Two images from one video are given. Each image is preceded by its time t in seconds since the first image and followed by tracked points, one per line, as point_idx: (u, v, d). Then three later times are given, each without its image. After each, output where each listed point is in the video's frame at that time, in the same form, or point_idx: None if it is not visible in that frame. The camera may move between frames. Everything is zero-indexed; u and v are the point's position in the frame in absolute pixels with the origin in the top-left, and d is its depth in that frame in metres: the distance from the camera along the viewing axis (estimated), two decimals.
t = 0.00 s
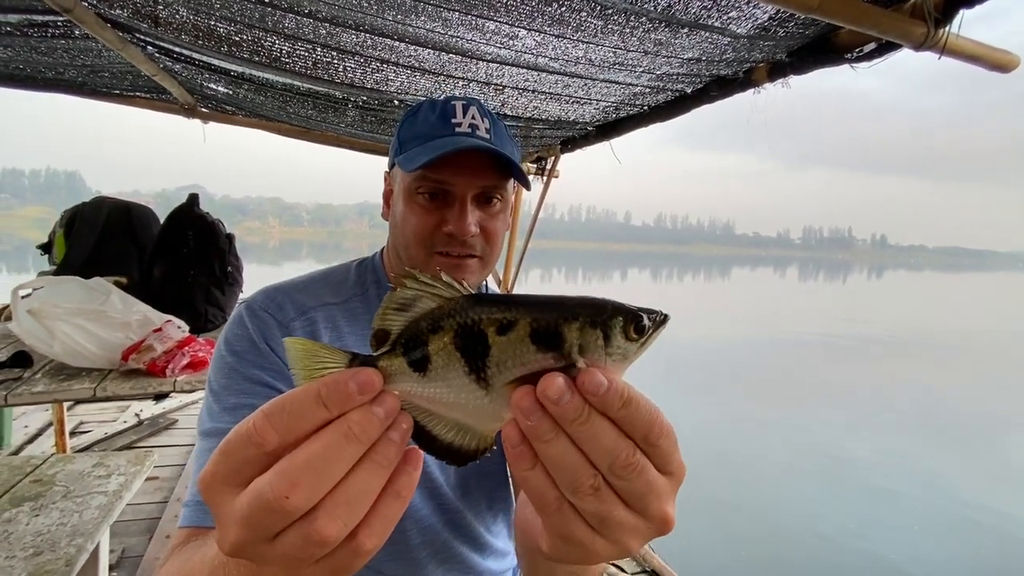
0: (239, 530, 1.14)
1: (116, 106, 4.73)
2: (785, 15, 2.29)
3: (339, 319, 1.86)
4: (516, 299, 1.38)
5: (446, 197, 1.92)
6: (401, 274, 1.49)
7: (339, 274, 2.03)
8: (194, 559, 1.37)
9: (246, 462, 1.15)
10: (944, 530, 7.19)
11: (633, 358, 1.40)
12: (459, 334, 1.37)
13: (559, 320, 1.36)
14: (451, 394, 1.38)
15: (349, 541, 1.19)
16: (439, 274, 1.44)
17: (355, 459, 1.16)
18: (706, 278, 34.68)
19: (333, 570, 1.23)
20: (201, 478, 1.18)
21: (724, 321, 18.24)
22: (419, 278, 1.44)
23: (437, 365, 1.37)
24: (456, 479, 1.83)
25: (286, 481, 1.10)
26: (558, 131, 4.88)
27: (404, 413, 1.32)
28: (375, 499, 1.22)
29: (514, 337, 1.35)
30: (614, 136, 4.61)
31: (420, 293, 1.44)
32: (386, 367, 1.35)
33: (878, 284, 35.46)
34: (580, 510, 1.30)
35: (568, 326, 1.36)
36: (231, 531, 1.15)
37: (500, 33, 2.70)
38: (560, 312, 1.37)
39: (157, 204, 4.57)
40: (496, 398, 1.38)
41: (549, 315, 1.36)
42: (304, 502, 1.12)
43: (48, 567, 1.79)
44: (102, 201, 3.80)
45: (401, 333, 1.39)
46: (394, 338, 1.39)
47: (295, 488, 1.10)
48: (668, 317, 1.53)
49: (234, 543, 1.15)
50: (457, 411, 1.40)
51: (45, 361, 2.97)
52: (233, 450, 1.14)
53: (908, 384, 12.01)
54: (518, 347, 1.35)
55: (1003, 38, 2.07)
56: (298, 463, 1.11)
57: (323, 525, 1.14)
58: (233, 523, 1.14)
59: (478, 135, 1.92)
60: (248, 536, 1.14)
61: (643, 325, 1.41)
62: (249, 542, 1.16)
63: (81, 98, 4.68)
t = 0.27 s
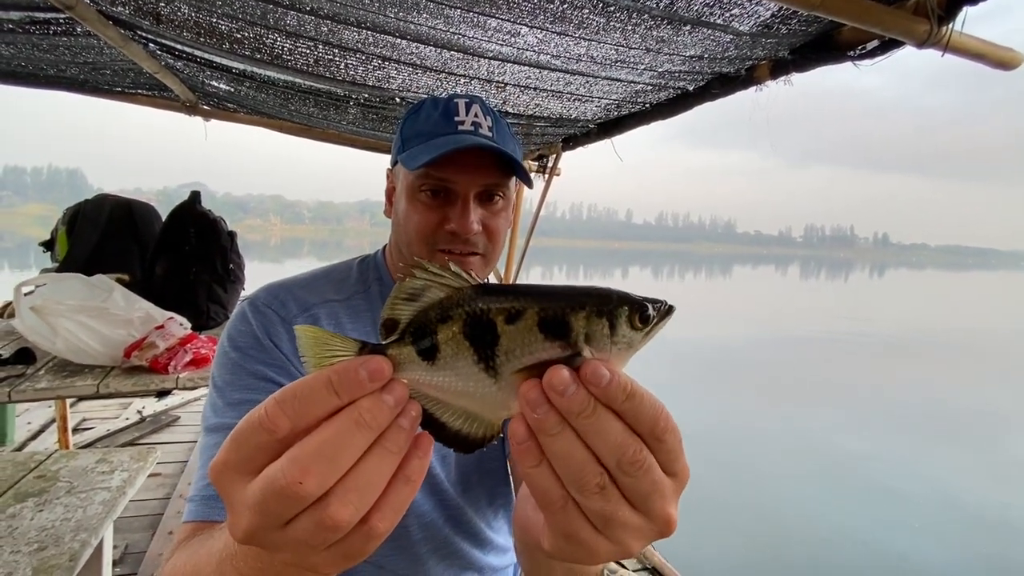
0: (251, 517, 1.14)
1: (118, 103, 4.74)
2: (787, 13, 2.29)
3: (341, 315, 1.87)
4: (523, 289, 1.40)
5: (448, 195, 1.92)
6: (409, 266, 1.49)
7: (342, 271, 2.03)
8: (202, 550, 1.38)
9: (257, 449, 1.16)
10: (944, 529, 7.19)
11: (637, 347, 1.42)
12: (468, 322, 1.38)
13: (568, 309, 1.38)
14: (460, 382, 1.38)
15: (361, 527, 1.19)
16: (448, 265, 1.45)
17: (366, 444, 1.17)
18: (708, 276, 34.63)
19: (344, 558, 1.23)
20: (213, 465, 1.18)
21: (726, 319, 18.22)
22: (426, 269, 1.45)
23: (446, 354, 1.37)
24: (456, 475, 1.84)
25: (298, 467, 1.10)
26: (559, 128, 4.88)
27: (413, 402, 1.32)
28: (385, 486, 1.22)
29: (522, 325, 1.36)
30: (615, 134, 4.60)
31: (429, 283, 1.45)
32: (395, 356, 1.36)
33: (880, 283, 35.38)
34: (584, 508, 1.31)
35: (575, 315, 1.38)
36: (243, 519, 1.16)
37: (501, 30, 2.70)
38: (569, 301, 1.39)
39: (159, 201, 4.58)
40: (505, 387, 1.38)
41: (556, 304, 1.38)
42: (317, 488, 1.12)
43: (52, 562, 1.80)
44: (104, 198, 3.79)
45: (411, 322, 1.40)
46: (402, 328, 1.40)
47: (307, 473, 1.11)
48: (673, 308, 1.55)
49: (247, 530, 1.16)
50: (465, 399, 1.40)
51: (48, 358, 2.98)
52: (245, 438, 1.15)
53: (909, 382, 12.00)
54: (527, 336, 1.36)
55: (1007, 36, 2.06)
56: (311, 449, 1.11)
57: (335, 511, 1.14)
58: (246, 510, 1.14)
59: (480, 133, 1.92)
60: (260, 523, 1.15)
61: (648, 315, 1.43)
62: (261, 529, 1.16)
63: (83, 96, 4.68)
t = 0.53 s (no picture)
0: (248, 513, 1.14)
1: (119, 102, 4.75)
2: (787, 12, 2.29)
3: (339, 315, 1.87)
4: (517, 284, 1.40)
5: (445, 195, 1.92)
6: (404, 263, 1.50)
7: (340, 271, 2.04)
8: (199, 553, 1.38)
9: (254, 446, 1.17)
10: (944, 528, 7.19)
11: (631, 340, 1.45)
12: (463, 318, 1.39)
13: (561, 304, 1.40)
14: (454, 377, 1.39)
15: (356, 523, 1.19)
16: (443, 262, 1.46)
17: (361, 441, 1.17)
18: (709, 276, 34.61)
19: (339, 555, 1.23)
20: (210, 463, 1.18)
21: (727, 319, 18.21)
22: (422, 266, 1.46)
23: (443, 350, 1.38)
24: (454, 475, 1.84)
25: (295, 462, 1.11)
26: (560, 128, 4.88)
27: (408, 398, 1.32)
28: (381, 483, 1.23)
29: (516, 321, 1.37)
30: (616, 133, 4.60)
31: (424, 280, 1.46)
32: (392, 353, 1.36)
33: (881, 282, 35.34)
34: (581, 518, 1.30)
35: (568, 310, 1.40)
36: (240, 516, 1.16)
37: (501, 29, 2.70)
38: (562, 297, 1.40)
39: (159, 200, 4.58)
40: (500, 382, 1.38)
41: (549, 299, 1.40)
42: (313, 483, 1.13)
43: (52, 559, 1.81)
44: (105, 197, 3.80)
45: (406, 319, 1.41)
46: (399, 324, 1.40)
47: (304, 469, 1.11)
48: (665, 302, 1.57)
49: (243, 527, 1.16)
50: (461, 396, 1.40)
51: (49, 356, 2.99)
52: (242, 434, 1.15)
53: (910, 382, 11.99)
54: (520, 330, 1.37)
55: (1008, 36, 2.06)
56: (307, 446, 1.12)
57: (331, 506, 1.15)
58: (242, 506, 1.14)
59: (477, 133, 1.92)
60: (257, 520, 1.15)
61: (640, 309, 1.46)
62: (257, 526, 1.16)
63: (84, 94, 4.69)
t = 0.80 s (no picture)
0: (248, 509, 1.14)
1: (120, 102, 4.75)
2: (788, 12, 2.29)
3: (339, 315, 1.87)
4: (517, 280, 1.41)
5: (445, 195, 1.92)
6: (405, 261, 1.50)
7: (340, 271, 2.04)
8: (200, 550, 1.38)
9: (255, 442, 1.17)
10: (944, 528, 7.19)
11: (630, 335, 1.44)
12: (463, 315, 1.38)
13: (560, 299, 1.40)
14: (453, 374, 1.38)
15: (355, 519, 1.19)
16: (444, 258, 1.46)
17: (362, 436, 1.17)
18: (709, 276, 34.62)
19: (339, 551, 1.23)
20: (211, 460, 1.18)
21: (727, 319, 18.22)
22: (422, 263, 1.46)
23: (442, 346, 1.38)
24: (453, 475, 1.84)
25: (295, 457, 1.11)
26: (560, 127, 4.88)
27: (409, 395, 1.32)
28: (381, 479, 1.23)
29: (516, 315, 1.38)
30: (616, 133, 4.60)
31: (425, 277, 1.46)
32: (392, 349, 1.36)
33: (881, 282, 35.34)
34: (580, 511, 1.31)
35: (567, 305, 1.40)
36: (239, 512, 1.16)
37: (502, 29, 2.70)
38: (561, 292, 1.40)
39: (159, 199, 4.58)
40: (500, 378, 1.38)
41: (548, 295, 1.40)
42: (314, 478, 1.13)
43: (51, 559, 1.81)
44: (105, 197, 3.80)
45: (406, 315, 1.41)
46: (399, 321, 1.40)
47: (305, 464, 1.11)
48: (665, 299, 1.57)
49: (243, 523, 1.16)
50: (461, 392, 1.40)
51: (49, 356, 3.00)
52: (243, 430, 1.16)
53: (910, 382, 11.98)
54: (521, 327, 1.38)
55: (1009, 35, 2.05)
56: (308, 441, 1.12)
57: (331, 501, 1.15)
58: (242, 502, 1.14)
59: (477, 133, 1.92)
60: (257, 516, 1.15)
61: (640, 305, 1.46)
62: (258, 522, 1.16)
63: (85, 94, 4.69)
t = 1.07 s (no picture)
0: (256, 507, 1.14)
1: (121, 102, 4.75)
2: (788, 14, 2.29)
3: (341, 317, 1.87)
4: (524, 283, 1.41)
5: (448, 197, 1.92)
6: (412, 262, 1.50)
7: (342, 272, 2.04)
8: (203, 554, 1.38)
9: (264, 439, 1.17)
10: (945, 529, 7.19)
11: (633, 338, 1.45)
12: (470, 317, 1.39)
13: (567, 302, 1.41)
14: (460, 376, 1.39)
15: (362, 518, 1.19)
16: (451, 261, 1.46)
17: (370, 434, 1.17)
18: (709, 276, 34.61)
19: (345, 550, 1.23)
20: (219, 458, 1.18)
21: (727, 319, 18.21)
22: (429, 265, 1.46)
23: (448, 348, 1.38)
24: (453, 476, 1.84)
25: (304, 455, 1.11)
26: (561, 128, 4.88)
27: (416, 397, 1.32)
28: (388, 478, 1.23)
29: (523, 320, 1.38)
30: (617, 134, 4.60)
31: (431, 280, 1.46)
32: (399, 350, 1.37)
33: (882, 283, 35.31)
34: (587, 519, 1.32)
35: (574, 308, 1.42)
36: (247, 510, 1.16)
37: (503, 30, 2.70)
38: (568, 296, 1.42)
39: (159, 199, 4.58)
40: (507, 381, 1.39)
41: (555, 298, 1.41)
42: (322, 476, 1.13)
43: (52, 559, 1.81)
44: (106, 198, 3.81)
45: (413, 316, 1.41)
46: (406, 322, 1.40)
47: (313, 462, 1.12)
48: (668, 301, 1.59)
49: (251, 521, 1.16)
50: (467, 394, 1.40)
51: (50, 356, 3.00)
52: (251, 428, 1.16)
53: (910, 383, 11.97)
54: (528, 330, 1.38)
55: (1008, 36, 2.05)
56: (316, 439, 1.12)
57: (339, 499, 1.15)
58: (251, 500, 1.15)
59: (480, 136, 1.93)
60: (266, 513, 1.15)
61: (644, 308, 1.46)
62: (266, 520, 1.16)
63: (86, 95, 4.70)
